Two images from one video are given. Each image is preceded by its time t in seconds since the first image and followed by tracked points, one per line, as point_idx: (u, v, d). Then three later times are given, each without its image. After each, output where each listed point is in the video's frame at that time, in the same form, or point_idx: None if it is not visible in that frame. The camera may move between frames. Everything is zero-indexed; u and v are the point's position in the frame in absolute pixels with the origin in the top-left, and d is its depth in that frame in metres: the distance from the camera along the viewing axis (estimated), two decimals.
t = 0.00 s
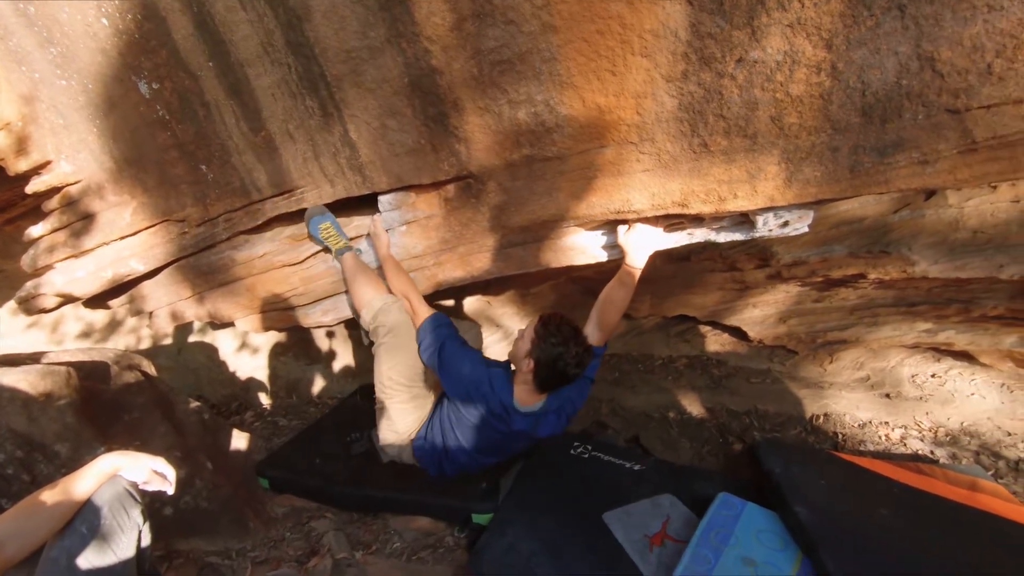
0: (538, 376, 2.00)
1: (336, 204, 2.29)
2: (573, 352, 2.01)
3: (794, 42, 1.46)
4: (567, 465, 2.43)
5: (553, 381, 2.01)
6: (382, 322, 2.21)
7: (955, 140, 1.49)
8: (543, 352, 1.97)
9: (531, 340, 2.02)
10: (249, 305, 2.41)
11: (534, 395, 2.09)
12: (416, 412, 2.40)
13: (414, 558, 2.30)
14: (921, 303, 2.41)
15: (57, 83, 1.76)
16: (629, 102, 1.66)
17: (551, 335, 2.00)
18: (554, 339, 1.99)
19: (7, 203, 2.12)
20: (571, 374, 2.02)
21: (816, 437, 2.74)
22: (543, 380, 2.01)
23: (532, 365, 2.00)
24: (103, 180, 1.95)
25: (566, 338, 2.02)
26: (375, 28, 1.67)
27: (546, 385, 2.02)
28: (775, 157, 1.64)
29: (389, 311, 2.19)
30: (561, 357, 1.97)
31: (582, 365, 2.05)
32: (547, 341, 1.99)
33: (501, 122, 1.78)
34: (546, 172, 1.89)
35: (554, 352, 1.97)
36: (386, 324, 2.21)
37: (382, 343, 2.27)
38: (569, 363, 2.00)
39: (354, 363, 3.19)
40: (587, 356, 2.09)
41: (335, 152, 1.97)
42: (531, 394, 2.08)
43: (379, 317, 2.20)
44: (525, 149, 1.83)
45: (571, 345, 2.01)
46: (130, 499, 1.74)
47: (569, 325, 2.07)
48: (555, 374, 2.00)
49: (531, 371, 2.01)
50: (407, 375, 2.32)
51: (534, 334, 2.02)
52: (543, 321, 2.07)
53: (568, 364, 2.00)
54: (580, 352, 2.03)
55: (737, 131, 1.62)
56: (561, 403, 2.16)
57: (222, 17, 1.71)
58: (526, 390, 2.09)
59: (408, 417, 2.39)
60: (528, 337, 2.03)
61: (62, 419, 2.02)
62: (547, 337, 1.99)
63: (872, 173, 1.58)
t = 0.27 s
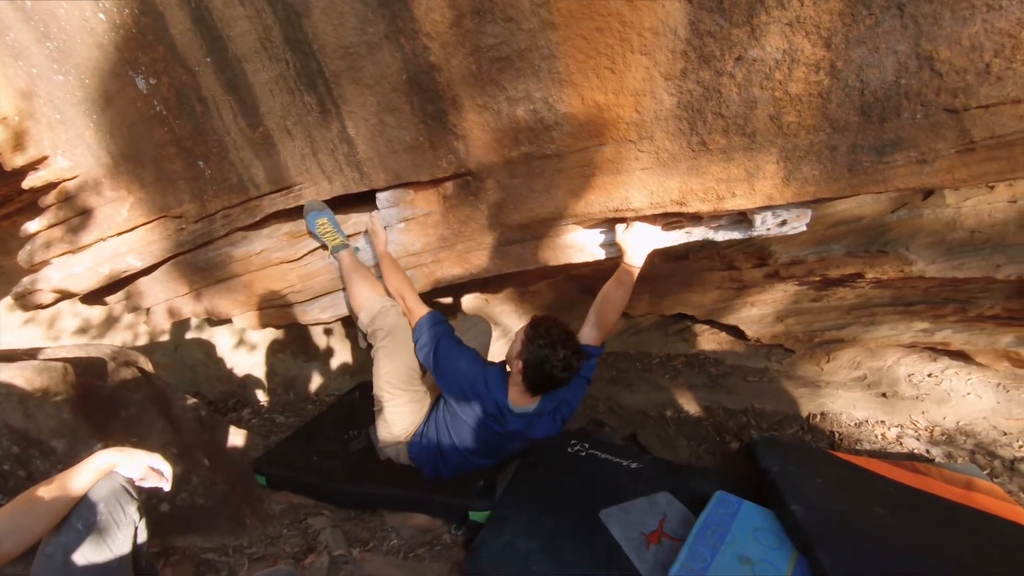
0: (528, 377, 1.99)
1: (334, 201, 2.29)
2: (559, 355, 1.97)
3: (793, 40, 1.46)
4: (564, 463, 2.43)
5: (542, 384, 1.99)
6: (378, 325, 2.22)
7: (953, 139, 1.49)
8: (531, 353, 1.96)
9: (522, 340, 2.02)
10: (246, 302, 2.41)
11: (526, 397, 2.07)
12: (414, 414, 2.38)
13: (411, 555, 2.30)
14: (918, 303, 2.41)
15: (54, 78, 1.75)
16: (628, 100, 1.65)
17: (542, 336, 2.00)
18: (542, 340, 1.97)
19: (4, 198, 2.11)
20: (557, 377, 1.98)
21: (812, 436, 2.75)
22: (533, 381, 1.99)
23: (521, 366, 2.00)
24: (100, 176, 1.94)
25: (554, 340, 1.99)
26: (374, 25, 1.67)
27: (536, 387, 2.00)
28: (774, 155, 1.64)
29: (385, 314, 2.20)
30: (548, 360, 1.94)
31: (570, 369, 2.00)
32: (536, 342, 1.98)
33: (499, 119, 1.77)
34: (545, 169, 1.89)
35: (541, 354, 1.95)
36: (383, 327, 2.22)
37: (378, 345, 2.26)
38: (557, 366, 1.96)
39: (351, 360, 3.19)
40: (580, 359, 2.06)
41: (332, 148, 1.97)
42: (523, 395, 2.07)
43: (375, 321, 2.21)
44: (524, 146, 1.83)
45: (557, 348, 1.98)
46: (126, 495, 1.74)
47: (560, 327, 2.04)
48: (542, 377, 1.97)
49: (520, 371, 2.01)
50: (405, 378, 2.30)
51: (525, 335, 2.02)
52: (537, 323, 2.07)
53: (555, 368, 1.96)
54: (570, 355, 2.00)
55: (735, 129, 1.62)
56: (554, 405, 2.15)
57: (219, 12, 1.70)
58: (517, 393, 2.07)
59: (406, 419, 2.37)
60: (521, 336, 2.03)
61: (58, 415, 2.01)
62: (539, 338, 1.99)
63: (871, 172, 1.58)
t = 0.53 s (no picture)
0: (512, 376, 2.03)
1: (328, 199, 2.28)
2: (531, 353, 1.98)
3: (787, 41, 1.47)
4: (558, 463, 2.43)
5: (521, 383, 2.01)
6: (382, 331, 2.24)
7: (945, 140, 1.50)
8: (509, 351, 2.00)
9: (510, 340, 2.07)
10: (240, 300, 2.40)
11: (515, 398, 2.08)
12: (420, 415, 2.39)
13: (404, 554, 2.30)
14: (910, 303, 2.42)
15: (45, 73, 1.74)
16: (623, 99, 1.65)
17: (524, 336, 2.02)
18: (521, 339, 2.01)
19: None
20: (533, 378, 1.99)
21: (805, 436, 2.76)
22: (513, 380, 2.02)
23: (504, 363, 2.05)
24: (92, 172, 1.93)
25: (531, 340, 2.00)
26: (368, 22, 1.66)
27: (518, 387, 2.03)
28: (767, 155, 1.64)
29: (386, 319, 2.22)
30: (522, 361, 1.96)
31: (546, 369, 2.00)
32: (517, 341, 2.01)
33: (494, 117, 1.77)
34: (539, 168, 1.89)
35: (516, 354, 1.98)
36: (385, 333, 2.23)
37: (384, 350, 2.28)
38: (533, 367, 1.98)
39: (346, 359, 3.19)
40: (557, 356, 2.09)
41: (326, 146, 1.96)
42: (511, 395, 2.08)
43: (378, 327, 2.24)
44: (518, 145, 1.83)
45: (530, 347, 1.98)
46: (117, 494, 1.72)
47: (542, 328, 2.04)
48: (519, 377, 2.00)
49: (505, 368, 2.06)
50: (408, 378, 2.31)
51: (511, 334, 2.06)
52: (526, 323, 2.09)
53: (530, 368, 1.98)
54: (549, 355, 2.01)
55: (729, 129, 1.63)
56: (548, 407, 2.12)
57: (213, 8, 1.69)
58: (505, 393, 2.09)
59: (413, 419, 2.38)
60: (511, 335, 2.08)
61: (48, 413, 1.99)
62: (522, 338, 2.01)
63: (863, 172, 1.59)
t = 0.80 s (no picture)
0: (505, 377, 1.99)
1: (315, 197, 2.26)
2: (522, 357, 1.94)
3: (773, 44, 1.48)
4: (545, 463, 2.44)
5: (514, 386, 1.97)
6: (382, 329, 2.23)
7: (926, 144, 1.52)
8: (500, 354, 1.97)
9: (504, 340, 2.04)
10: (224, 299, 2.38)
11: (513, 394, 2.02)
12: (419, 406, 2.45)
13: (391, 555, 2.29)
14: (893, 305, 2.45)
15: (24, 67, 1.71)
16: (611, 100, 1.66)
17: (516, 338, 1.98)
18: (512, 341, 1.97)
19: None
20: (525, 381, 1.95)
21: (789, 435, 2.76)
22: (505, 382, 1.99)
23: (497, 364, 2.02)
24: (73, 168, 1.90)
25: (523, 343, 1.95)
26: (356, 19, 1.65)
27: (511, 388, 1.99)
28: (753, 158, 1.66)
29: (385, 316, 2.21)
30: (512, 364, 1.93)
31: (539, 373, 1.96)
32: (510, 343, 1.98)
33: (482, 117, 1.77)
34: (528, 168, 1.89)
35: (507, 357, 1.94)
36: (386, 331, 2.23)
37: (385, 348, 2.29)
38: (524, 370, 1.94)
39: (332, 359, 3.16)
40: (552, 355, 2.05)
41: (313, 144, 1.95)
42: (507, 391, 2.02)
43: (378, 326, 2.22)
44: (506, 145, 1.83)
45: (522, 351, 1.94)
46: (97, 496, 1.70)
47: (535, 331, 1.99)
48: (511, 379, 1.97)
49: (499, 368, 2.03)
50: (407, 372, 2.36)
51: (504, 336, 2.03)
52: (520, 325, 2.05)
53: (520, 372, 1.94)
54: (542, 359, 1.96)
55: (716, 131, 1.64)
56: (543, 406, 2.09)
57: (197, 3, 1.67)
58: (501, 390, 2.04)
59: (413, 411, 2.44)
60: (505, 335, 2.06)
61: (25, 413, 1.99)
62: (513, 340, 1.98)
63: (847, 175, 1.61)
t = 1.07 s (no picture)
0: (495, 380, 1.93)
1: (300, 195, 2.25)
2: (515, 362, 1.87)
3: (757, 48, 1.49)
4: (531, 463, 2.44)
5: (504, 390, 1.92)
6: (362, 316, 2.16)
7: (906, 148, 1.54)
8: (493, 358, 1.91)
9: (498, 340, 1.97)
10: (206, 298, 2.35)
11: (502, 398, 1.97)
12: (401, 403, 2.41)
13: (375, 556, 2.27)
14: (874, 306, 2.49)
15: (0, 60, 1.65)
16: (597, 101, 1.66)
17: (510, 341, 1.91)
18: (506, 345, 1.90)
19: None
20: (516, 386, 1.90)
21: (772, 434, 2.82)
22: (497, 386, 1.93)
23: (489, 367, 1.96)
24: (52, 165, 1.85)
25: (516, 347, 1.89)
26: (341, 17, 1.64)
27: (501, 392, 1.94)
28: (737, 160, 1.67)
29: (366, 305, 2.15)
30: (505, 369, 1.87)
31: (531, 378, 1.90)
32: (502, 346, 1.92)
33: (469, 116, 1.76)
34: (514, 168, 1.88)
35: (499, 362, 1.88)
36: (365, 321, 2.17)
37: (364, 339, 2.22)
38: (516, 376, 1.88)
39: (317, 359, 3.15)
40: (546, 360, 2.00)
41: (298, 142, 1.93)
42: (497, 395, 1.97)
43: (358, 312, 2.16)
44: (493, 145, 1.82)
45: (515, 355, 1.88)
46: (74, 498, 1.67)
47: (528, 334, 1.93)
48: (502, 383, 1.90)
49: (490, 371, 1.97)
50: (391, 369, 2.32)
51: (497, 338, 1.96)
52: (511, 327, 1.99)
53: (512, 375, 1.88)
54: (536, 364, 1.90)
55: (701, 133, 1.65)
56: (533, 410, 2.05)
57: None
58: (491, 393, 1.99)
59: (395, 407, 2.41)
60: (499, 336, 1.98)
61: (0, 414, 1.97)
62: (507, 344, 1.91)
63: (829, 178, 1.63)
